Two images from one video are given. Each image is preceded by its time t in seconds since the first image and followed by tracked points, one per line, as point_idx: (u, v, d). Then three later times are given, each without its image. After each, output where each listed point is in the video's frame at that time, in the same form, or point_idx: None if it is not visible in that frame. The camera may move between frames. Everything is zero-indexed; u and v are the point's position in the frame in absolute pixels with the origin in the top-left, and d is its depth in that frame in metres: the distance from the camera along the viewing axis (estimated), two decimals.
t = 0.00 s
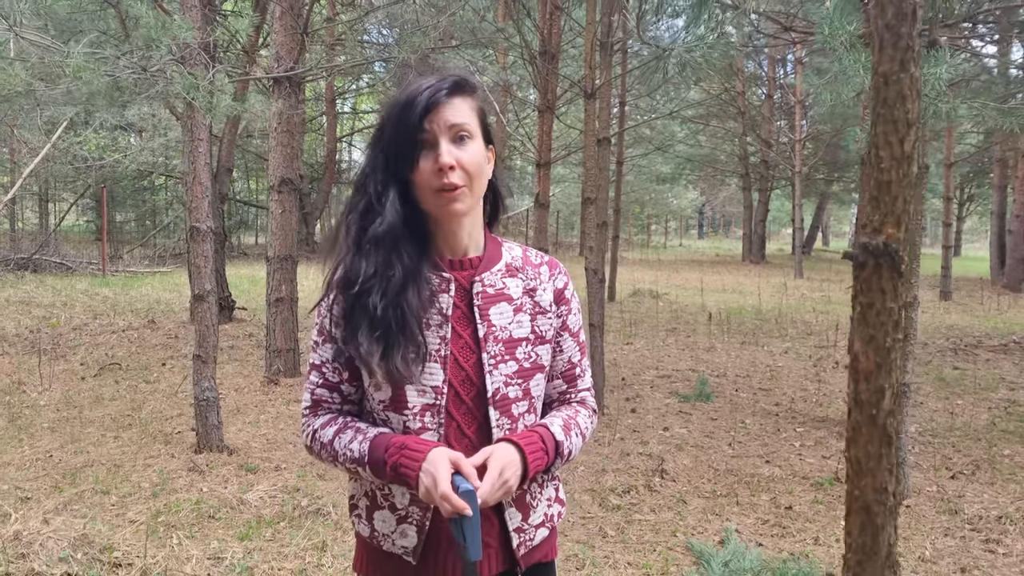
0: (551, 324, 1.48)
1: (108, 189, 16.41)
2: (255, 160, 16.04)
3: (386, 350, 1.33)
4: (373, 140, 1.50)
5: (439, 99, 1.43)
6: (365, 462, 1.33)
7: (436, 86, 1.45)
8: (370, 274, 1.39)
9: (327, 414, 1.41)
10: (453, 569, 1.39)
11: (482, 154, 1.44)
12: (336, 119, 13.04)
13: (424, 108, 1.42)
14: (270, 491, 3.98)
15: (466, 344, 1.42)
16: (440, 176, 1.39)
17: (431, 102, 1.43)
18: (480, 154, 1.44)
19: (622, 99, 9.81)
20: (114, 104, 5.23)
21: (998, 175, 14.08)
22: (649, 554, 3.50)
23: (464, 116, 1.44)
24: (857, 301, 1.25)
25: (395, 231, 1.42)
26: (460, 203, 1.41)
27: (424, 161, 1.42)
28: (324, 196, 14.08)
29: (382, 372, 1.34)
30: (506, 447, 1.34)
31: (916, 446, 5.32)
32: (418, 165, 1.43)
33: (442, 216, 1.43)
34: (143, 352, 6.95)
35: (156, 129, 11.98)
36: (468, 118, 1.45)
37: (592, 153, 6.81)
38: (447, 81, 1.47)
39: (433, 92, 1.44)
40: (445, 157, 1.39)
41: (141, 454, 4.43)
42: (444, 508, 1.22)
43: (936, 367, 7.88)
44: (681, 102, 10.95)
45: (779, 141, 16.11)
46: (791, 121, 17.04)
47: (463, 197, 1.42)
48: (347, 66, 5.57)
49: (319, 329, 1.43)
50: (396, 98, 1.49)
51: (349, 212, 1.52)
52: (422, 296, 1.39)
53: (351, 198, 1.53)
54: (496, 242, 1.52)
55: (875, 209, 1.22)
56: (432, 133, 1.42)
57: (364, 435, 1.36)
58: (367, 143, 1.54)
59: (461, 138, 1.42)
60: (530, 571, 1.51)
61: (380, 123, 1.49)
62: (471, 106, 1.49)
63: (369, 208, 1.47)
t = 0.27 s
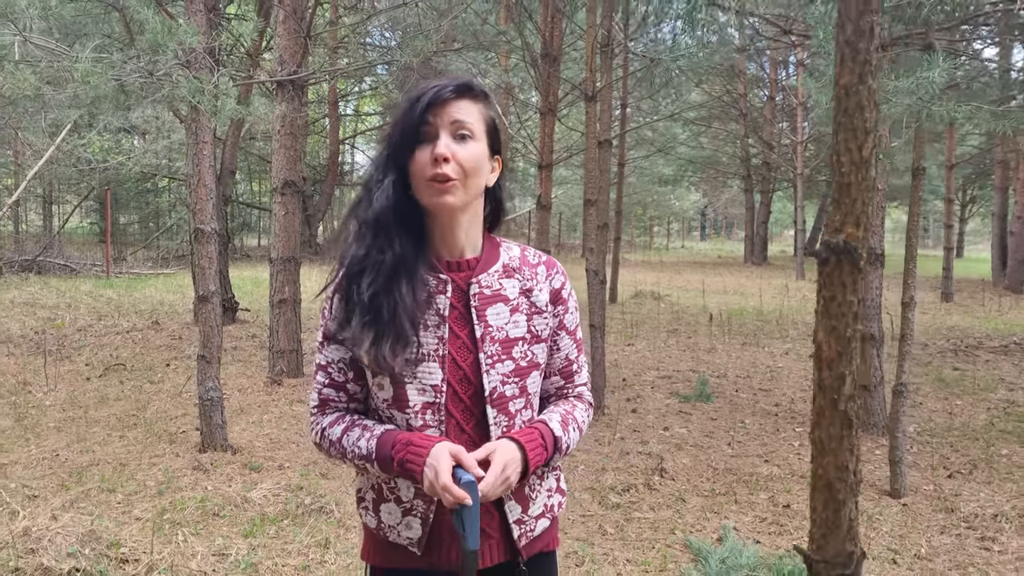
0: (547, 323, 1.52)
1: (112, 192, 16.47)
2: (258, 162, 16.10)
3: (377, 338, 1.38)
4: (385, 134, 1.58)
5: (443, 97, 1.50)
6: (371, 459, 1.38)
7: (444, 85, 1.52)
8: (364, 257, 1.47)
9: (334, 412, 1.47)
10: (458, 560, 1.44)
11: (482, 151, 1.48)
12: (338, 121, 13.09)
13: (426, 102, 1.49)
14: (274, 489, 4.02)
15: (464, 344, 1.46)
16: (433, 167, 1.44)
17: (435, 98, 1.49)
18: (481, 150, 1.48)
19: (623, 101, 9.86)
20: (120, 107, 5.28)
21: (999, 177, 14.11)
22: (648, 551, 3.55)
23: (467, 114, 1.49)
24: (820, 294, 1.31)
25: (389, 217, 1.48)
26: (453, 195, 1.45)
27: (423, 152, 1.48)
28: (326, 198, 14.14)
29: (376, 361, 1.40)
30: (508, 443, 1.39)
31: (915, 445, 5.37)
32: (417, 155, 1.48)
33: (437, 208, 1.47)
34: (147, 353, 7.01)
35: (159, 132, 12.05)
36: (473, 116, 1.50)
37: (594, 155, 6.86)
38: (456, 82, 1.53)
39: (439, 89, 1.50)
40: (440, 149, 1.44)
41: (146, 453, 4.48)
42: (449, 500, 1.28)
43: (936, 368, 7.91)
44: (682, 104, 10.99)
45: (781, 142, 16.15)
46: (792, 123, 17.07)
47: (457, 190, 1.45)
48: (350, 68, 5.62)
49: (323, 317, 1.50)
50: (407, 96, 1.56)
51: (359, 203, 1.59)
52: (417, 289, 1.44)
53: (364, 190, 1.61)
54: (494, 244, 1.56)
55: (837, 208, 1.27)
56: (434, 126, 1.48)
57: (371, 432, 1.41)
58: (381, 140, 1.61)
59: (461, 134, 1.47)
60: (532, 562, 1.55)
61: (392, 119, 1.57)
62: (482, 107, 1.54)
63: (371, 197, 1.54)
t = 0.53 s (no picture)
0: (560, 326, 1.54)
1: (137, 195, 16.68)
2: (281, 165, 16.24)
3: (400, 334, 1.44)
4: (404, 133, 1.61)
5: (466, 100, 1.54)
6: (377, 457, 1.43)
7: (466, 87, 1.56)
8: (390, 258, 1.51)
9: (349, 410, 1.54)
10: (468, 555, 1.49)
11: (501, 154, 1.53)
12: (360, 125, 13.19)
13: (450, 105, 1.52)
14: (294, 488, 4.08)
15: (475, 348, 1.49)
16: (458, 170, 1.48)
17: (459, 101, 1.53)
18: (500, 153, 1.53)
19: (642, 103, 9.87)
20: (145, 113, 5.38)
21: None
22: (663, 550, 3.57)
23: (488, 117, 1.54)
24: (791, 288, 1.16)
25: (412, 217, 1.52)
26: (476, 198, 1.50)
27: (446, 153, 1.51)
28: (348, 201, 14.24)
29: (394, 359, 1.45)
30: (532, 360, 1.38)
31: (934, 447, 5.35)
32: (440, 156, 1.52)
33: (459, 210, 1.52)
34: (171, 355, 7.11)
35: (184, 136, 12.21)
36: (494, 119, 1.55)
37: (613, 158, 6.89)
38: (476, 84, 1.57)
39: (462, 91, 1.54)
40: (463, 150, 1.49)
41: (169, 452, 4.56)
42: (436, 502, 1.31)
43: (958, 370, 7.86)
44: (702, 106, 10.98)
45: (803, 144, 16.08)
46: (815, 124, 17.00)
47: (479, 192, 1.50)
48: (370, 73, 5.69)
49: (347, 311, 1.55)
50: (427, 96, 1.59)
51: (378, 200, 1.63)
52: (436, 292, 1.49)
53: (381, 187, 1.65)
54: (510, 248, 1.59)
55: (806, 206, 1.13)
56: (457, 129, 1.52)
57: (378, 430, 1.46)
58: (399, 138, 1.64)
59: (482, 137, 1.52)
60: (544, 557, 1.56)
61: (411, 119, 1.60)
62: (499, 108, 1.58)
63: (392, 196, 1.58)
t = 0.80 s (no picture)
0: (568, 324, 1.49)
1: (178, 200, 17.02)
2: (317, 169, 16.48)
3: (408, 335, 1.43)
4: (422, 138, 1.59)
5: (480, 105, 1.51)
6: (385, 450, 1.46)
7: (481, 93, 1.53)
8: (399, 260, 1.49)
9: (365, 400, 1.57)
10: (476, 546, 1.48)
11: (513, 159, 1.49)
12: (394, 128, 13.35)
13: (464, 109, 1.50)
14: (323, 483, 4.18)
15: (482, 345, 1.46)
16: (466, 174, 1.45)
17: (472, 106, 1.50)
18: (512, 158, 1.49)
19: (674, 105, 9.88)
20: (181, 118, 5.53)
21: None
22: (684, 546, 3.61)
23: (502, 123, 1.50)
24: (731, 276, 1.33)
25: (421, 220, 1.50)
26: (484, 203, 1.46)
27: (456, 157, 1.49)
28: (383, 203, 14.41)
29: (404, 359, 1.44)
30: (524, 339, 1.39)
31: (965, 449, 5.30)
32: (450, 160, 1.49)
33: (468, 214, 1.48)
34: (207, 354, 7.27)
35: (223, 141, 12.46)
36: (507, 125, 1.51)
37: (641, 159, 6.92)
38: (493, 90, 1.54)
39: (477, 96, 1.51)
40: (472, 153, 1.46)
41: (203, 448, 4.69)
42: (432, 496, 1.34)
43: (995, 372, 7.77)
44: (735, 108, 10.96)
45: (840, 144, 15.94)
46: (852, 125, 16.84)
47: (487, 197, 1.46)
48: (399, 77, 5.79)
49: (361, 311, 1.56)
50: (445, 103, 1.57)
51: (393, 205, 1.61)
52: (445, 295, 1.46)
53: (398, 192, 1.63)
54: (520, 245, 1.52)
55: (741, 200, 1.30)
56: (469, 133, 1.49)
57: (388, 422, 1.50)
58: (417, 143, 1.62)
59: (494, 141, 1.48)
60: (552, 546, 1.52)
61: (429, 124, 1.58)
62: (516, 115, 1.54)
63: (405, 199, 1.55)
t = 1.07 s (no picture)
0: (577, 318, 1.51)
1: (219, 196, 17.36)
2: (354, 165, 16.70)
3: (431, 333, 1.47)
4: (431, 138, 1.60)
5: (491, 105, 1.53)
6: (399, 432, 1.55)
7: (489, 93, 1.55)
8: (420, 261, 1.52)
9: (383, 384, 1.64)
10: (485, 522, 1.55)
11: (524, 157, 1.51)
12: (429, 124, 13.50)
13: (475, 110, 1.52)
14: (353, 469, 4.31)
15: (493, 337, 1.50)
16: (482, 175, 1.48)
17: (484, 106, 1.52)
18: (524, 157, 1.52)
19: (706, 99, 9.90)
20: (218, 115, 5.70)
21: None
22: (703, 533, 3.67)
23: (513, 122, 1.53)
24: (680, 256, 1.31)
25: (440, 222, 1.52)
26: (501, 203, 1.49)
27: (470, 158, 1.51)
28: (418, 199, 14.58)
29: (427, 355, 1.50)
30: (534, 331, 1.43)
31: (995, 442, 5.28)
32: (464, 161, 1.52)
33: (484, 214, 1.51)
34: (244, 346, 7.46)
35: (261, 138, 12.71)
36: (517, 124, 1.53)
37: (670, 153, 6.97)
38: (500, 90, 1.56)
39: (487, 97, 1.53)
40: (486, 155, 1.48)
41: (238, 435, 4.84)
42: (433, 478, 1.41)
43: None
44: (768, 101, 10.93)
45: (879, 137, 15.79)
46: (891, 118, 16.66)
47: (502, 197, 1.49)
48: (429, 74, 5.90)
49: (381, 306, 1.60)
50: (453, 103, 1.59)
51: (406, 205, 1.62)
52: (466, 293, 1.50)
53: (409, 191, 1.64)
54: (533, 238, 1.53)
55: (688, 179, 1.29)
56: (482, 134, 1.51)
57: (402, 405, 1.58)
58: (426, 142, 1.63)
59: (506, 141, 1.51)
60: (565, 526, 1.57)
61: (438, 124, 1.59)
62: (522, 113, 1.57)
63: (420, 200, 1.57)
